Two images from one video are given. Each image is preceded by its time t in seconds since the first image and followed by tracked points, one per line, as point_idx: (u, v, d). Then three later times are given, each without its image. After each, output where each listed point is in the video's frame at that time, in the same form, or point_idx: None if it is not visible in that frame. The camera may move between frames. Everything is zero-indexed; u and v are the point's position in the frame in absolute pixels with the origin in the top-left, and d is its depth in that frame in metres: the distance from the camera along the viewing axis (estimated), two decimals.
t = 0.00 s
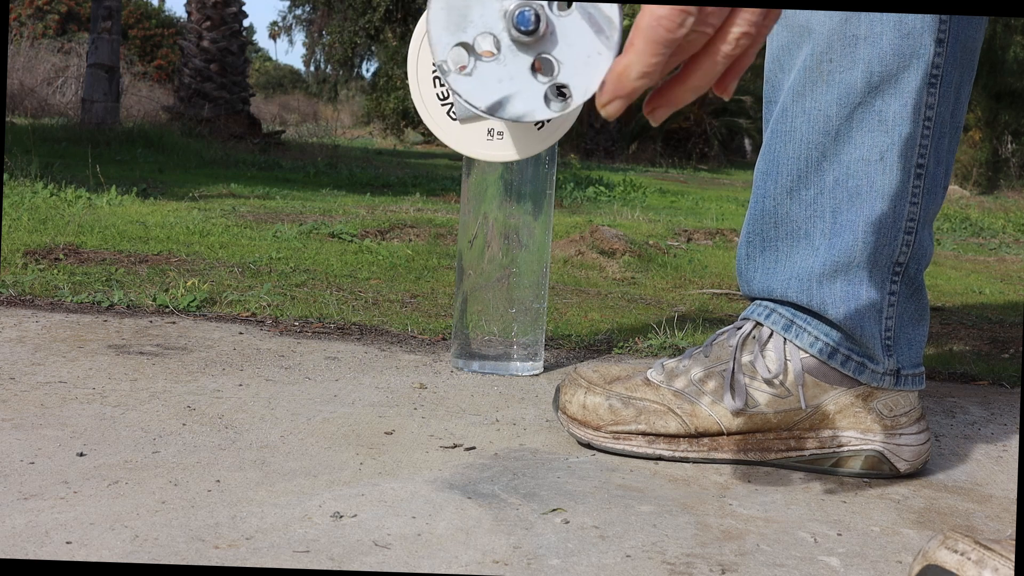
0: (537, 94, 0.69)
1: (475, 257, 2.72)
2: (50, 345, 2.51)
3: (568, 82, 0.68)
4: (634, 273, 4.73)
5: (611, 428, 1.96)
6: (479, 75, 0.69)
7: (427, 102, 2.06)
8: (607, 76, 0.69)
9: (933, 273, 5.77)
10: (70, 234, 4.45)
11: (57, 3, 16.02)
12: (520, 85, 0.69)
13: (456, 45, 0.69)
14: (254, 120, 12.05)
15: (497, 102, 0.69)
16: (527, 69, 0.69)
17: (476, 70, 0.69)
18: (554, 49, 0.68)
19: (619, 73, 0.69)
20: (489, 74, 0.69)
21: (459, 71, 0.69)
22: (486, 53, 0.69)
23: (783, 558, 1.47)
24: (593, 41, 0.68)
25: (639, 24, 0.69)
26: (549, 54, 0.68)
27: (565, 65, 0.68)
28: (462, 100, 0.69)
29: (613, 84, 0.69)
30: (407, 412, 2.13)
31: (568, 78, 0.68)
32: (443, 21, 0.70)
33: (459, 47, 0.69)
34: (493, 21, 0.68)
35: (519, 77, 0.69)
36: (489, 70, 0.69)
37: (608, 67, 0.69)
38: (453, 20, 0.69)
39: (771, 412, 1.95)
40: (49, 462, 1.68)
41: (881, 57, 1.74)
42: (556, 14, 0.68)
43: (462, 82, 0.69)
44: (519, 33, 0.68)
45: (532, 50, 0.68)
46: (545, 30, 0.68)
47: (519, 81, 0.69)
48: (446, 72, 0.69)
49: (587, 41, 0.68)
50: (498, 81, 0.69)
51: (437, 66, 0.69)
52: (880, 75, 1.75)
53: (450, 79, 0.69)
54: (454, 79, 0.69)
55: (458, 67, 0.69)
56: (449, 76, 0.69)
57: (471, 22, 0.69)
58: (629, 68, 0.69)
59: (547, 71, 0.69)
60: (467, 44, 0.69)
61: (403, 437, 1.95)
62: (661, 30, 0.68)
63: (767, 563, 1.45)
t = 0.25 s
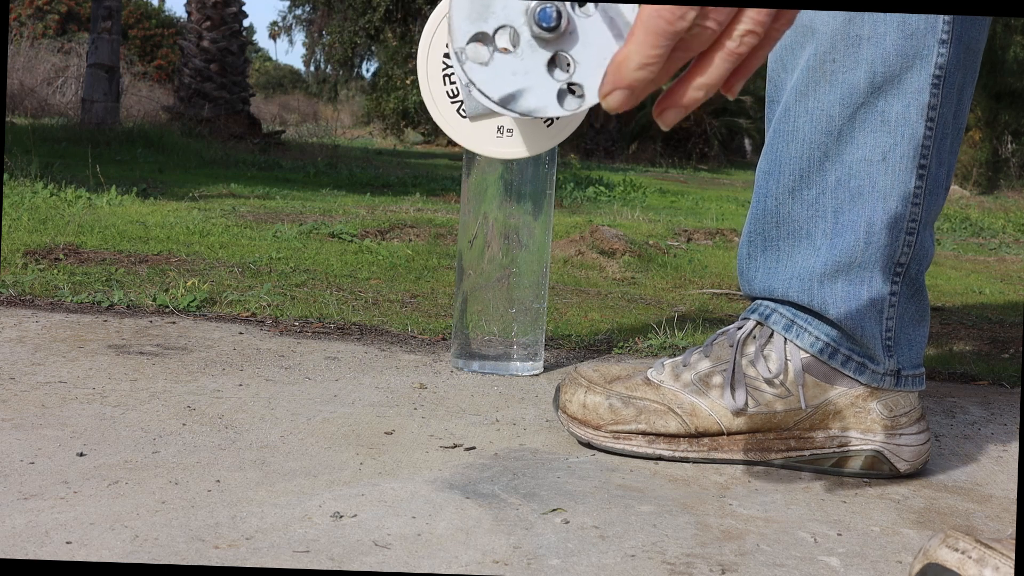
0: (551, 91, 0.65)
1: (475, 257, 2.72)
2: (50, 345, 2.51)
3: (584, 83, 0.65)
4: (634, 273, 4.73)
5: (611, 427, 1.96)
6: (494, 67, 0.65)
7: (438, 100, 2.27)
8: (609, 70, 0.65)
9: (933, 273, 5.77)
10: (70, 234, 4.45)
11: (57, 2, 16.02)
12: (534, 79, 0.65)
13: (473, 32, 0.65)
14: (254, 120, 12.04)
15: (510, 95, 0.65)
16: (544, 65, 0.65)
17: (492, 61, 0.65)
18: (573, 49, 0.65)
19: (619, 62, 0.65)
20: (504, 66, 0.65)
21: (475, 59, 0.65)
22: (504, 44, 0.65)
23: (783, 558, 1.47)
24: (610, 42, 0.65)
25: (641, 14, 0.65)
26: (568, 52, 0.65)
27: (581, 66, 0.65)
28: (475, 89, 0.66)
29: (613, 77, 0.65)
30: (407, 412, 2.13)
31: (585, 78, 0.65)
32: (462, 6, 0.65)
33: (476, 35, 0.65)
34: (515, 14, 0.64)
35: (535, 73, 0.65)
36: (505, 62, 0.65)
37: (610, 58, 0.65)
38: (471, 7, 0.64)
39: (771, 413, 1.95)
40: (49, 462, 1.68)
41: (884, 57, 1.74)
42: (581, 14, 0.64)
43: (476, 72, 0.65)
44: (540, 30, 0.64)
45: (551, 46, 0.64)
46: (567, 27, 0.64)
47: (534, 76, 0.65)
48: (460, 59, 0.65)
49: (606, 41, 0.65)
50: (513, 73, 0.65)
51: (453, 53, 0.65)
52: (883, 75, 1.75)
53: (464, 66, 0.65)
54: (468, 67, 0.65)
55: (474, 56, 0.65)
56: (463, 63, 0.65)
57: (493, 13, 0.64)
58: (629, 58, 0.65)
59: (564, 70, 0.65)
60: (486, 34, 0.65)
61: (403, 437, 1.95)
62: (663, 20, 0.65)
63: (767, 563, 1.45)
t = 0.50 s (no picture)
0: (546, 67, 0.61)
1: (475, 257, 2.72)
2: (50, 345, 2.51)
3: (580, 65, 0.60)
4: (634, 273, 4.73)
5: (611, 425, 1.96)
6: (492, 29, 0.60)
7: (446, 97, 2.27)
8: (610, 55, 0.60)
9: (933, 272, 5.77)
10: (70, 234, 4.45)
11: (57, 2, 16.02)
12: (531, 51, 0.60)
13: None
14: (254, 120, 12.04)
15: (503, 61, 0.60)
16: (544, 38, 0.60)
17: (493, 22, 0.60)
18: (577, 29, 0.60)
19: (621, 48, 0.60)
20: (503, 31, 0.60)
21: (474, 19, 0.60)
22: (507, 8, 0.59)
23: (783, 558, 1.47)
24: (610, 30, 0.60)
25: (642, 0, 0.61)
26: (570, 32, 0.60)
27: (580, 48, 0.60)
28: (468, 48, 0.61)
29: (615, 61, 0.60)
30: (407, 412, 2.13)
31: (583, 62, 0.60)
32: None
33: None
34: None
35: (533, 44, 0.60)
36: (506, 27, 0.60)
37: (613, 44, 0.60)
38: None
39: (771, 412, 1.95)
40: (49, 462, 1.68)
41: (887, 58, 1.74)
42: None
43: (474, 31, 0.60)
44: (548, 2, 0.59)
45: (557, 22, 0.59)
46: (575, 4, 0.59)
47: (532, 49, 0.60)
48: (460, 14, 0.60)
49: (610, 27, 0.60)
50: (510, 41, 0.60)
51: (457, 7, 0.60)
52: (886, 75, 1.75)
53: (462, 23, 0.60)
54: (465, 25, 0.60)
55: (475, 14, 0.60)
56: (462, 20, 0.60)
57: None
58: (632, 41, 0.60)
59: (564, 48, 0.60)
60: None
61: (403, 437, 1.95)
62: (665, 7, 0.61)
63: (767, 563, 1.45)
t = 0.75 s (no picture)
0: (562, 68, 0.56)
1: (474, 257, 2.71)
2: (50, 345, 2.51)
3: (597, 65, 0.56)
4: (634, 273, 4.73)
5: (611, 425, 1.96)
6: (509, 25, 0.55)
7: (460, 97, 2.27)
8: (630, 56, 0.56)
9: (932, 272, 5.78)
10: (70, 234, 4.46)
11: (57, 3, 16.02)
12: (549, 50, 0.55)
13: None
14: (254, 120, 12.04)
15: (519, 58, 0.55)
16: (563, 36, 0.55)
17: (509, 18, 0.55)
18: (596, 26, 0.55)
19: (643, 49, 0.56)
20: (520, 27, 0.55)
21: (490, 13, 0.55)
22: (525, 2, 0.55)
23: (783, 558, 1.47)
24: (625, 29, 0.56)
25: None
26: (588, 30, 0.55)
27: (596, 46, 0.55)
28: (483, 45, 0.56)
29: (637, 61, 0.56)
30: (407, 412, 2.13)
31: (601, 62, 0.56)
32: None
33: None
34: None
35: (550, 42, 0.55)
36: (523, 24, 0.55)
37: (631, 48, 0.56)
38: None
39: (771, 412, 1.95)
40: (49, 462, 1.68)
41: (890, 58, 1.74)
42: None
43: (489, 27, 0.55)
44: None
45: (576, 19, 0.55)
46: None
47: (550, 47, 0.55)
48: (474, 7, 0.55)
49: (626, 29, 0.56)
50: (527, 38, 0.55)
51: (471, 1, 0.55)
52: (889, 76, 1.75)
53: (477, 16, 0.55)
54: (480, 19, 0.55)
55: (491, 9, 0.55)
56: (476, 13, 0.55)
57: None
58: (653, 40, 0.56)
59: (583, 46, 0.55)
60: None
61: (403, 437, 1.95)
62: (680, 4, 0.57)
63: (767, 563, 1.45)
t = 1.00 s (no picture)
0: (571, 65, 0.61)
1: (474, 257, 2.72)
2: (50, 345, 2.51)
3: (604, 61, 0.61)
4: (634, 273, 4.73)
5: (612, 423, 1.96)
6: (515, 26, 0.60)
7: (471, 98, 2.27)
8: (640, 53, 0.61)
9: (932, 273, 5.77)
10: (70, 234, 4.45)
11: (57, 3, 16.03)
12: (554, 48, 0.60)
13: None
14: (254, 120, 12.03)
15: (526, 58, 0.60)
16: (567, 35, 0.60)
17: (517, 20, 0.60)
18: (601, 26, 0.60)
19: (654, 46, 0.60)
20: (526, 28, 0.60)
21: (498, 18, 0.60)
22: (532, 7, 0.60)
23: (783, 558, 1.47)
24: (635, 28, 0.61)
25: None
26: (593, 28, 0.60)
27: (603, 44, 0.60)
28: (493, 47, 0.61)
29: (647, 58, 0.60)
30: (407, 412, 2.13)
31: (604, 59, 0.61)
32: None
33: None
34: None
35: (557, 41, 0.60)
36: (528, 25, 0.60)
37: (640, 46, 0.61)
38: None
39: (771, 411, 1.95)
40: (49, 462, 1.68)
41: (893, 59, 1.74)
42: None
43: (499, 30, 0.60)
44: None
45: (578, 19, 0.60)
46: None
47: (556, 47, 0.60)
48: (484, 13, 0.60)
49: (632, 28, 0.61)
50: (534, 40, 0.60)
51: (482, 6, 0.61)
52: (892, 76, 1.75)
53: (487, 22, 0.61)
54: (490, 24, 0.60)
55: (499, 14, 0.60)
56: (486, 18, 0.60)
57: None
58: (662, 39, 0.60)
59: (589, 45, 0.60)
60: None
61: (403, 437, 1.95)
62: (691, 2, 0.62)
63: (767, 563, 1.45)
